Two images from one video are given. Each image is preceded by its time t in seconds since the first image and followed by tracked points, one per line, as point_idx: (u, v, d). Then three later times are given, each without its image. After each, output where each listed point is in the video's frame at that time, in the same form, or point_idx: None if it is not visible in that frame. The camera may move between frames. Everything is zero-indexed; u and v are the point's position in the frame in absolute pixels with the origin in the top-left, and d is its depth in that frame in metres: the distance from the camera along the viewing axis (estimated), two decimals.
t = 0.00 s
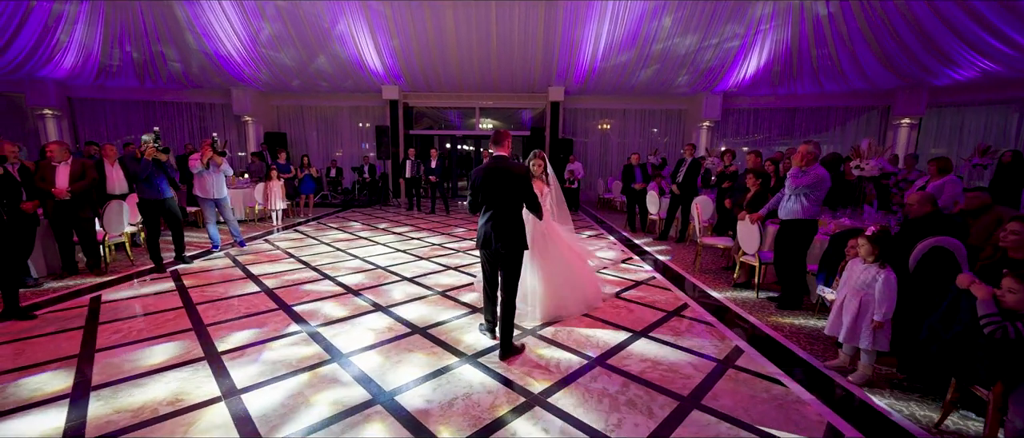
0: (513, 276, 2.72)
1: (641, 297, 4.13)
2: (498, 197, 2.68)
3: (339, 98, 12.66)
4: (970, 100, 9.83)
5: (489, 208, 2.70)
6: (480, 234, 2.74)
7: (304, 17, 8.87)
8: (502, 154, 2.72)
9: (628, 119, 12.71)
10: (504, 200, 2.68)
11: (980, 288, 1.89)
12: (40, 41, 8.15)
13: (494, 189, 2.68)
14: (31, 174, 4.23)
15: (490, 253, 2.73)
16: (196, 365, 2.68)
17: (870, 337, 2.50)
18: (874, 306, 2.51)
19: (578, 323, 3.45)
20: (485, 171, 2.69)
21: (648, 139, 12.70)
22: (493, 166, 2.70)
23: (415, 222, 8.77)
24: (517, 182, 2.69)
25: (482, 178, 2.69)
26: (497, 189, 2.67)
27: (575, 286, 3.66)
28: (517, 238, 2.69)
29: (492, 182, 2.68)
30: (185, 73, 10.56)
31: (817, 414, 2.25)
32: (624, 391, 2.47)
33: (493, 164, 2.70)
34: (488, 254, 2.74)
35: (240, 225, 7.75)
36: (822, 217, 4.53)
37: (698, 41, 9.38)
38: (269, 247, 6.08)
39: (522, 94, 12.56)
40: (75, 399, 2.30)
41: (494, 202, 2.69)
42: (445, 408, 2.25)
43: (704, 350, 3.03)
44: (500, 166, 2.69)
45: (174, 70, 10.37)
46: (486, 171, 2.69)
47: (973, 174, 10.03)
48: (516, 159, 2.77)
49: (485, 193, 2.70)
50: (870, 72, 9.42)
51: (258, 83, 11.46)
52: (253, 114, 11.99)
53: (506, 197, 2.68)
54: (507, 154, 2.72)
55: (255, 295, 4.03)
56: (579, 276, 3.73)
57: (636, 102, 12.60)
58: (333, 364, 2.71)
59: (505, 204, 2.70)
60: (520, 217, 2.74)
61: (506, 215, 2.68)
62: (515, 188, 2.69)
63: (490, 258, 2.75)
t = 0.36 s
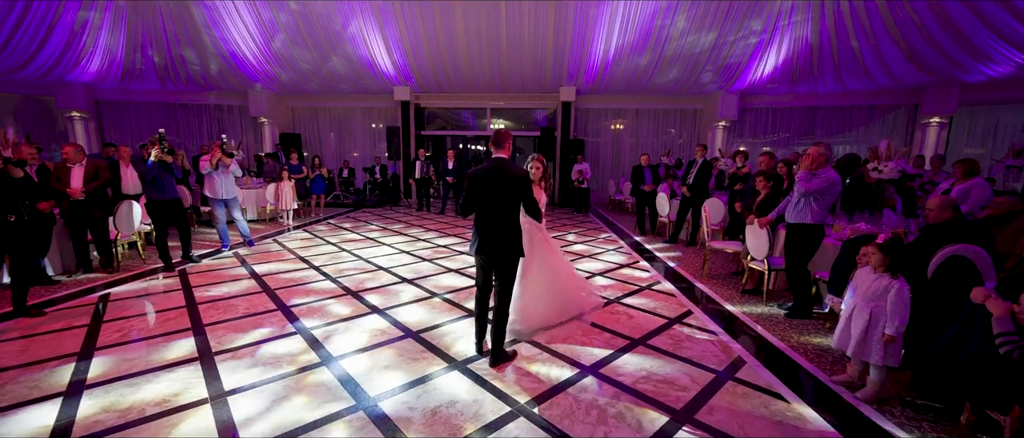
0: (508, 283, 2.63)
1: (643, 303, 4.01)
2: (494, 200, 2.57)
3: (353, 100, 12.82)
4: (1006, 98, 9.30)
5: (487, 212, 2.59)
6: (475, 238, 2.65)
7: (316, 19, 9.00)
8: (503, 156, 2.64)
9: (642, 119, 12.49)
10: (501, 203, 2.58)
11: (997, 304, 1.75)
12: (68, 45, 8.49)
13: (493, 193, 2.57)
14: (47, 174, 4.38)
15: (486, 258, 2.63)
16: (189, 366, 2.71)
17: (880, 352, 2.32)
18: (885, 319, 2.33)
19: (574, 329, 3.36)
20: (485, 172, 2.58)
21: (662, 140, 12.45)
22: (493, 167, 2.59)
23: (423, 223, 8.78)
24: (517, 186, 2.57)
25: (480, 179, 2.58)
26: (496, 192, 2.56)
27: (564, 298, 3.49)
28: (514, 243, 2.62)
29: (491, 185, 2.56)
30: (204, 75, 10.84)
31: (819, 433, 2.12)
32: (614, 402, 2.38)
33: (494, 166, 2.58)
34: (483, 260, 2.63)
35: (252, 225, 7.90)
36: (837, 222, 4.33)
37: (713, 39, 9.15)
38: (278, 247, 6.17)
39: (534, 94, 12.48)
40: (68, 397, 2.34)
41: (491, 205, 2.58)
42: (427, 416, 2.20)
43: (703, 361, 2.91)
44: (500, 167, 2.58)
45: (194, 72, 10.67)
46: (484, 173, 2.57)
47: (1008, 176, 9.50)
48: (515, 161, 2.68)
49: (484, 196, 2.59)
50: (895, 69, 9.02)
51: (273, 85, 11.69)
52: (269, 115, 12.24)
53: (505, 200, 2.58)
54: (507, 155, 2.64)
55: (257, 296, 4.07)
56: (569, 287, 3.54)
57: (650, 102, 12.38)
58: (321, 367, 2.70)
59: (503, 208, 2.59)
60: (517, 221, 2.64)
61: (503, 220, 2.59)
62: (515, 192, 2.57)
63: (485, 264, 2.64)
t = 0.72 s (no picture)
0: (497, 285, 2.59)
1: (647, 308, 3.92)
2: (483, 200, 2.53)
3: (368, 101, 13.00)
4: None
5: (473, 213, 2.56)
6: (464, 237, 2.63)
7: (332, 21, 9.17)
8: (492, 157, 2.60)
9: (657, 119, 12.25)
10: (489, 204, 2.53)
11: (1016, 318, 1.66)
12: (99, 50, 8.87)
13: (479, 193, 2.53)
14: (71, 174, 4.55)
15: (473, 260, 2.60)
16: (189, 362, 2.76)
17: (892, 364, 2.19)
18: (898, 329, 2.18)
19: (574, 334, 3.29)
20: (472, 173, 2.54)
21: (678, 140, 12.19)
22: (480, 167, 2.55)
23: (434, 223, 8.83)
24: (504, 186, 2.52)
25: (466, 179, 2.55)
26: (483, 193, 2.52)
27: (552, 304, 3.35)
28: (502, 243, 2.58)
29: (478, 186, 2.52)
30: (225, 78, 11.17)
31: None
32: (607, 410, 2.32)
33: (481, 167, 2.54)
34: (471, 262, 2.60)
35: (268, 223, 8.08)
36: (856, 226, 4.13)
37: (731, 36, 8.91)
38: (289, 245, 6.28)
39: (547, 94, 12.42)
40: (71, 390, 2.41)
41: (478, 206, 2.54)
42: (416, 419, 2.18)
43: (705, 368, 2.80)
44: (487, 167, 2.54)
45: (216, 75, 11.02)
46: (471, 173, 2.54)
47: None
48: (505, 162, 2.64)
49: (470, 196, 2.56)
50: (927, 65, 8.59)
51: (292, 86, 11.97)
52: (287, 116, 12.52)
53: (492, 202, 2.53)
54: (496, 156, 2.60)
55: (263, 293, 4.14)
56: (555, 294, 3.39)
57: (666, 101, 12.14)
58: (318, 367, 2.72)
59: (490, 209, 2.55)
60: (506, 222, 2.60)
61: (491, 220, 2.55)
62: (501, 192, 2.52)
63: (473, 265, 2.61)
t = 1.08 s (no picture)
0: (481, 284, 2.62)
1: (650, 311, 3.84)
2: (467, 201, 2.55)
3: (384, 102, 13.21)
4: None
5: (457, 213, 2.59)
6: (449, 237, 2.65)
7: (348, 23, 9.39)
8: (475, 155, 2.65)
9: (674, 118, 12.00)
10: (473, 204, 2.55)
11: None
12: (130, 55, 9.31)
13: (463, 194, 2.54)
14: (94, 173, 4.73)
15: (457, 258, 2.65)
16: (192, 356, 2.85)
17: (898, 376, 2.06)
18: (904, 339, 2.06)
19: (570, 336, 3.24)
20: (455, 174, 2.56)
21: (695, 140, 11.91)
22: (464, 167, 2.57)
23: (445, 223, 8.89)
24: (488, 187, 2.52)
25: (452, 179, 2.56)
26: (466, 194, 2.53)
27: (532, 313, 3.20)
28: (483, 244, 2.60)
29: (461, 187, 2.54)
30: (248, 81, 11.56)
31: None
32: (595, 415, 2.27)
33: (462, 167, 2.56)
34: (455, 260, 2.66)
35: (284, 222, 8.29)
36: (874, 229, 3.95)
37: (749, 33, 8.69)
38: (302, 243, 6.44)
39: (561, 94, 12.35)
40: (79, 380, 2.51)
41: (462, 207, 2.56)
42: (400, 418, 2.19)
43: (702, 374, 2.73)
44: (471, 168, 2.55)
45: (239, 78, 11.39)
46: (455, 173, 2.56)
47: None
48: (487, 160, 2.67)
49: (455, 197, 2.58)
50: (961, 60, 8.15)
51: (311, 88, 12.28)
52: (306, 117, 12.84)
53: (474, 202, 2.54)
54: (479, 155, 2.65)
55: (271, 290, 4.25)
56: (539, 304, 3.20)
57: (683, 100, 11.88)
58: (312, 363, 2.76)
59: (473, 210, 2.56)
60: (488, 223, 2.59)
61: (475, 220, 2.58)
62: (484, 194, 2.51)
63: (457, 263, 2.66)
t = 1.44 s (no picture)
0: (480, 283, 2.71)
1: (657, 314, 3.75)
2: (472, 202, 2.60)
3: (403, 103, 13.40)
4: None
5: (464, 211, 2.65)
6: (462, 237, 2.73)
7: (368, 26, 9.61)
8: (481, 157, 2.66)
9: (696, 117, 11.68)
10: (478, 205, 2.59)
11: None
12: (163, 60, 9.77)
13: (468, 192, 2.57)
14: (122, 172, 5.01)
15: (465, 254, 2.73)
16: (201, 348, 2.96)
17: (906, 387, 1.94)
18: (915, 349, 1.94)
19: (572, 338, 3.20)
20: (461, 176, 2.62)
21: (717, 139, 11.55)
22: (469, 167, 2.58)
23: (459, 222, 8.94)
24: (487, 188, 2.53)
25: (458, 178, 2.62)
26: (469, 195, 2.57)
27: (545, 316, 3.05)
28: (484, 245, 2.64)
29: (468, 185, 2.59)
30: (273, 83, 11.97)
31: None
32: (587, 419, 2.22)
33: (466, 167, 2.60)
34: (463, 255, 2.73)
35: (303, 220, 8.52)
36: (899, 233, 3.74)
37: (774, 29, 8.39)
38: (318, 241, 6.60)
39: (579, 94, 12.22)
40: (95, 369, 2.64)
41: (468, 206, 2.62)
42: (391, 415, 2.21)
43: (705, 381, 2.64)
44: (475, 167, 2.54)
45: (265, 80, 11.78)
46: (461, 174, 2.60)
47: None
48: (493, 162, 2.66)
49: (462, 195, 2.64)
50: (1008, 53, 7.62)
51: (333, 90, 12.60)
52: (328, 119, 13.17)
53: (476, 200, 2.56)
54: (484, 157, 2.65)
55: (282, 286, 4.37)
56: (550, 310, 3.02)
57: (705, 98, 11.55)
58: (313, 358, 2.82)
59: (473, 210, 2.60)
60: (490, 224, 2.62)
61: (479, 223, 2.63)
62: (484, 194, 2.52)
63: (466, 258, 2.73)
